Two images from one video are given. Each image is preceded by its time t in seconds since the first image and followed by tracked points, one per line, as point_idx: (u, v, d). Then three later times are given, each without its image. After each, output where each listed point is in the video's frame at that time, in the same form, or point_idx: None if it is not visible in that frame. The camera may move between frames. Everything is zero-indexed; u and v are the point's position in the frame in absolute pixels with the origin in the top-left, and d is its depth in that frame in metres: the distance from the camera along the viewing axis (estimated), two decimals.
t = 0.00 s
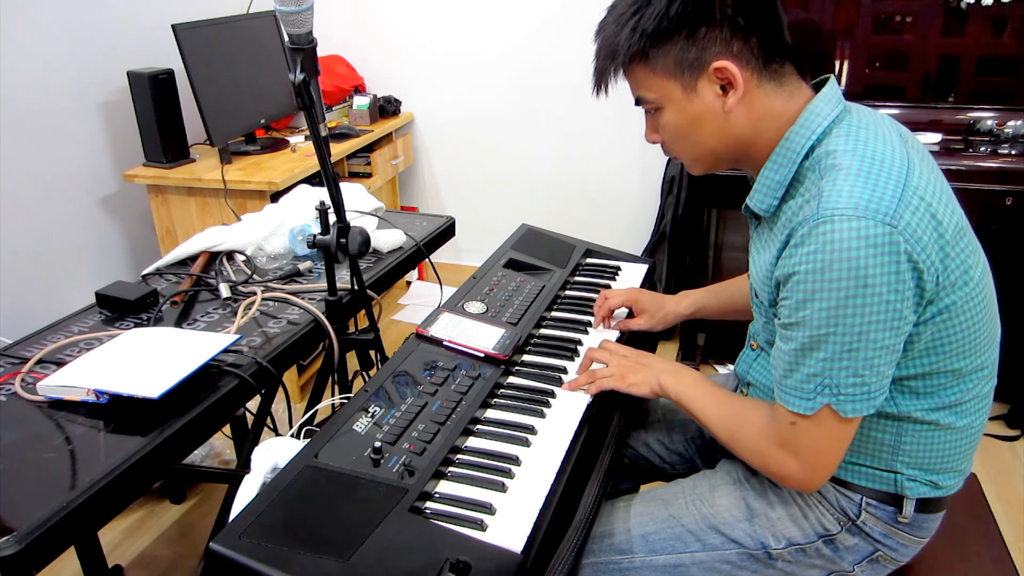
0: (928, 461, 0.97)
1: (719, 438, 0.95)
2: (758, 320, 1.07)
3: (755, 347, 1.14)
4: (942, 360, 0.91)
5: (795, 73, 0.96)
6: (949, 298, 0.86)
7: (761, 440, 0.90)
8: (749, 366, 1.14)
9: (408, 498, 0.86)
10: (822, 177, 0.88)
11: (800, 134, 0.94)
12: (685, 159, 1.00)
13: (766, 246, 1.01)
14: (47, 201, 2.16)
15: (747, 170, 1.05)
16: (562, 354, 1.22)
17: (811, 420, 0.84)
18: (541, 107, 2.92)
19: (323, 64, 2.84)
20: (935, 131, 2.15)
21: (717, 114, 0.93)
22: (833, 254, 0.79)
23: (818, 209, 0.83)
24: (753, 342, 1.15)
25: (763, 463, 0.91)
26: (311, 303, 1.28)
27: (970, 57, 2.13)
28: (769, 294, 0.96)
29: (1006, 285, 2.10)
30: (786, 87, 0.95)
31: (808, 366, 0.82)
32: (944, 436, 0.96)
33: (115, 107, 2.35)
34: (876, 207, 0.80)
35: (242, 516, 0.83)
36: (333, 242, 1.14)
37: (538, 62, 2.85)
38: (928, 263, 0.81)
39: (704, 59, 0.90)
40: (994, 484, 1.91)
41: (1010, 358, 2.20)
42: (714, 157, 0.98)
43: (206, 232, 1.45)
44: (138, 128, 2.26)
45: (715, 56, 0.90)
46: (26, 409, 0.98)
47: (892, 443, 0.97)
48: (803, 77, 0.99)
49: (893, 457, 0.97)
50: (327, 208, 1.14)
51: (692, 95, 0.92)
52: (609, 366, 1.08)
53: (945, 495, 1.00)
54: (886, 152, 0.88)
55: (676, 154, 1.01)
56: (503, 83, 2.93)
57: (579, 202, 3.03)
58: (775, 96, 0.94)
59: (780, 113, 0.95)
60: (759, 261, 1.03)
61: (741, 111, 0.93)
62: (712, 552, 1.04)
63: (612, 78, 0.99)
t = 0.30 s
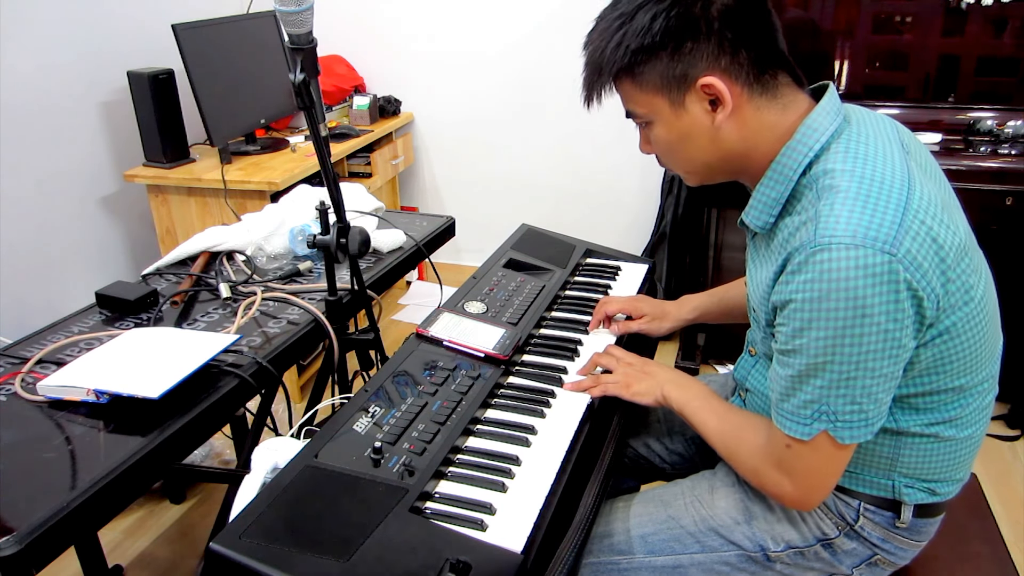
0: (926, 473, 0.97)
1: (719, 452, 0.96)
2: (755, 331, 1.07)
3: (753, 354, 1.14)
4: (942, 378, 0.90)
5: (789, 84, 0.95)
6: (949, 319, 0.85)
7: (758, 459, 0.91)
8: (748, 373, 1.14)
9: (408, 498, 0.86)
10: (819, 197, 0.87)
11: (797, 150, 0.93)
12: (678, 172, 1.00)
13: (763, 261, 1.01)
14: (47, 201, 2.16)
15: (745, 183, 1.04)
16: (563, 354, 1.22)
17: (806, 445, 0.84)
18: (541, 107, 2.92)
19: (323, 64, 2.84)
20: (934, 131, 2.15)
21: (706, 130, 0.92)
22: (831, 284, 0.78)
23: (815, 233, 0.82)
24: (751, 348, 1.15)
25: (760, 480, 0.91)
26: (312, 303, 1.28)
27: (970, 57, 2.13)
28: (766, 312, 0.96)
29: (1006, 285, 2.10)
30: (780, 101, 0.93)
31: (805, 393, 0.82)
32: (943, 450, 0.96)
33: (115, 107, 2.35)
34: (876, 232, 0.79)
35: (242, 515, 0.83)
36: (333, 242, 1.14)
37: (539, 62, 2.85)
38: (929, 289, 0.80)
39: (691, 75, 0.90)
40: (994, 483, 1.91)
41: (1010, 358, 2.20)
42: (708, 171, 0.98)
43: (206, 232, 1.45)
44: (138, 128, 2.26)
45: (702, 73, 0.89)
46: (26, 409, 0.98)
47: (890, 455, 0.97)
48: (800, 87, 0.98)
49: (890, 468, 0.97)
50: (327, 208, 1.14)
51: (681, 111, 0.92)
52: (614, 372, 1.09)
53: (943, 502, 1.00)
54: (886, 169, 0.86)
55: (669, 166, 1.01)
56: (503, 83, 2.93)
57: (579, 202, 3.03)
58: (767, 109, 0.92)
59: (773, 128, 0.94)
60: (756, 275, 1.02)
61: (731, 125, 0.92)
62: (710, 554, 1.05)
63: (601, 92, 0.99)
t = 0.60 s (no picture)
0: (930, 482, 0.97)
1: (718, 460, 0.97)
2: (761, 337, 1.07)
3: (757, 357, 1.15)
4: (951, 393, 0.90)
5: (799, 89, 0.94)
6: (959, 337, 0.85)
7: (759, 469, 0.91)
8: (751, 376, 1.14)
9: (408, 499, 0.86)
10: (831, 211, 0.87)
11: (808, 160, 0.92)
12: (685, 175, 1.00)
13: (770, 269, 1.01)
14: (47, 201, 2.16)
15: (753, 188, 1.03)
16: (562, 354, 1.22)
17: (810, 461, 0.85)
18: (541, 107, 2.92)
19: (323, 64, 2.84)
20: (935, 131, 2.15)
21: (713, 136, 0.92)
22: (843, 304, 0.78)
23: (827, 250, 0.81)
24: (754, 352, 1.16)
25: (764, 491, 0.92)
26: (312, 303, 1.28)
27: (970, 57, 2.13)
28: (774, 323, 0.95)
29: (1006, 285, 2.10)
30: (791, 107, 0.93)
31: (812, 410, 0.83)
32: (948, 460, 0.96)
33: (115, 107, 2.35)
34: (890, 252, 0.78)
35: (242, 515, 0.83)
36: (333, 242, 1.14)
37: (539, 62, 2.85)
38: (941, 309, 0.79)
39: (698, 81, 0.89)
40: (994, 483, 1.91)
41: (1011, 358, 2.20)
42: (715, 175, 0.98)
43: (206, 232, 1.45)
44: (138, 128, 2.26)
45: (709, 78, 0.89)
46: (26, 409, 0.99)
47: (893, 464, 0.97)
48: (812, 91, 0.97)
49: (893, 476, 0.98)
50: (327, 208, 1.14)
51: (687, 116, 0.92)
52: (617, 378, 1.09)
53: (943, 507, 1.00)
54: (900, 183, 0.85)
55: (675, 169, 1.01)
56: (503, 83, 2.93)
57: (579, 202, 3.03)
58: (776, 116, 0.92)
59: (783, 134, 0.93)
60: (764, 283, 1.02)
61: (738, 132, 0.92)
62: (711, 556, 1.05)
63: (607, 94, 0.98)
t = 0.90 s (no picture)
0: (935, 487, 0.97)
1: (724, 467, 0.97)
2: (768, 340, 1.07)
3: (761, 359, 1.15)
4: (960, 400, 0.90)
5: (808, 90, 0.93)
6: (971, 345, 0.85)
7: (769, 477, 0.91)
8: (755, 377, 1.15)
9: (407, 499, 0.86)
10: (843, 218, 0.86)
11: (820, 165, 0.92)
12: (691, 174, 1.00)
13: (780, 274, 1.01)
14: (47, 200, 2.16)
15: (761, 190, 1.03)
16: (562, 354, 1.22)
17: (822, 471, 0.85)
18: (541, 107, 2.92)
19: (322, 64, 2.84)
20: (935, 131, 2.14)
21: (719, 137, 0.92)
22: (857, 314, 0.78)
23: (841, 259, 0.81)
24: (758, 353, 1.16)
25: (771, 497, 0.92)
26: (312, 303, 1.28)
27: (970, 57, 2.13)
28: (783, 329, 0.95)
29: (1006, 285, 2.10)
30: (800, 109, 0.93)
31: (823, 419, 0.83)
32: (955, 465, 0.96)
33: (115, 107, 2.35)
34: (905, 262, 0.78)
35: (242, 515, 0.83)
36: (333, 242, 1.14)
37: (538, 61, 2.85)
38: (954, 319, 0.79)
39: (703, 82, 0.89)
40: (994, 483, 1.91)
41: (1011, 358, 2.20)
42: (722, 176, 0.98)
43: (206, 232, 1.45)
44: (138, 128, 2.26)
45: (715, 79, 0.89)
46: (26, 410, 0.99)
47: (898, 468, 0.97)
48: (822, 93, 0.96)
49: (897, 480, 0.98)
50: (327, 208, 1.14)
51: (693, 116, 0.92)
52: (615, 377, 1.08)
53: (946, 509, 1.00)
54: (914, 191, 0.85)
55: (682, 168, 1.01)
56: (503, 83, 2.93)
57: (579, 202, 3.03)
58: (784, 118, 0.92)
59: (791, 136, 0.93)
60: (773, 287, 1.02)
61: (745, 133, 0.91)
62: (712, 557, 1.05)
63: (614, 92, 0.99)
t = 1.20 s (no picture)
0: (936, 486, 0.97)
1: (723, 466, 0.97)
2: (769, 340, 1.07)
3: (762, 358, 1.15)
4: (962, 399, 0.90)
5: (810, 91, 0.93)
6: (973, 345, 0.85)
7: (766, 474, 0.91)
8: (756, 377, 1.15)
9: (408, 499, 0.86)
10: (846, 218, 0.86)
11: (822, 166, 0.92)
12: (693, 175, 1.00)
13: (782, 273, 1.01)
14: (47, 200, 2.16)
15: (762, 189, 1.03)
16: (562, 354, 1.22)
17: (820, 468, 0.85)
18: (541, 107, 2.92)
19: (322, 64, 2.84)
20: (935, 131, 2.14)
21: (722, 138, 0.92)
22: (859, 314, 0.78)
23: (843, 258, 0.81)
24: (759, 354, 1.16)
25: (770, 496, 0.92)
26: (311, 303, 1.28)
27: (970, 57, 2.13)
28: (784, 328, 0.95)
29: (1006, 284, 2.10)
30: (802, 110, 0.93)
31: (824, 419, 0.83)
32: (956, 464, 0.96)
33: (115, 107, 2.35)
34: (907, 262, 0.78)
35: (242, 515, 0.83)
36: (333, 242, 1.14)
37: (538, 61, 2.85)
38: (956, 319, 0.79)
39: (706, 84, 0.89)
40: (994, 483, 1.91)
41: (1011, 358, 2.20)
42: (724, 177, 0.98)
43: (206, 232, 1.45)
44: (138, 128, 2.26)
45: (719, 80, 0.89)
46: (26, 409, 0.99)
47: (899, 468, 0.97)
48: (823, 94, 0.97)
49: (899, 479, 0.97)
50: (327, 208, 1.14)
51: (696, 118, 0.92)
52: (616, 376, 1.08)
53: (947, 509, 1.00)
54: (917, 191, 0.85)
55: (683, 169, 1.01)
56: (503, 83, 2.93)
57: (579, 202, 3.03)
58: (787, 119, 0.92)
59: (793, 138, 0.93)
60: (775, 286, 1.02)
61: (748, 134, 0.91)
62: (712, 557, 1.05)
63: (615, 94, 0.98)
